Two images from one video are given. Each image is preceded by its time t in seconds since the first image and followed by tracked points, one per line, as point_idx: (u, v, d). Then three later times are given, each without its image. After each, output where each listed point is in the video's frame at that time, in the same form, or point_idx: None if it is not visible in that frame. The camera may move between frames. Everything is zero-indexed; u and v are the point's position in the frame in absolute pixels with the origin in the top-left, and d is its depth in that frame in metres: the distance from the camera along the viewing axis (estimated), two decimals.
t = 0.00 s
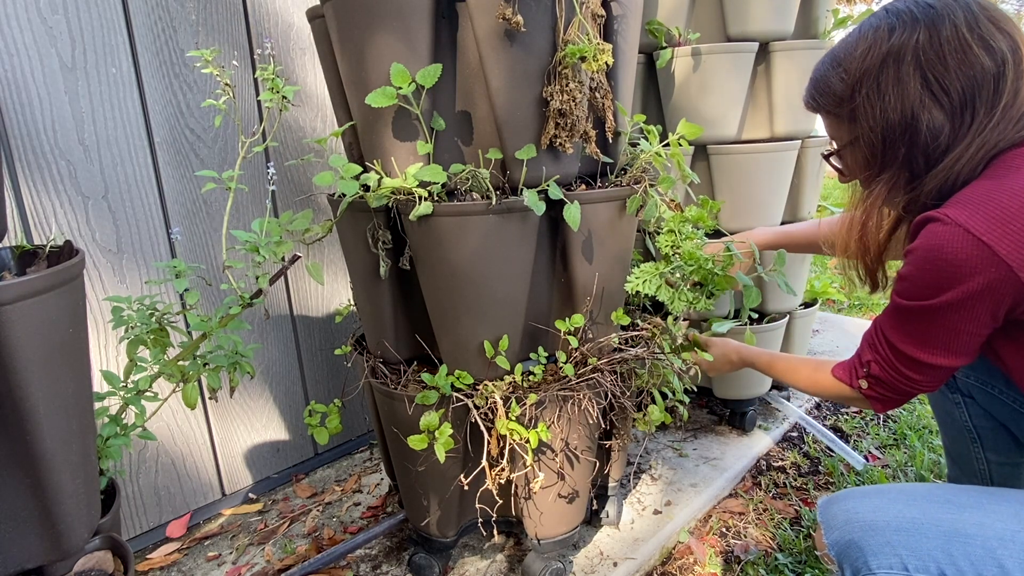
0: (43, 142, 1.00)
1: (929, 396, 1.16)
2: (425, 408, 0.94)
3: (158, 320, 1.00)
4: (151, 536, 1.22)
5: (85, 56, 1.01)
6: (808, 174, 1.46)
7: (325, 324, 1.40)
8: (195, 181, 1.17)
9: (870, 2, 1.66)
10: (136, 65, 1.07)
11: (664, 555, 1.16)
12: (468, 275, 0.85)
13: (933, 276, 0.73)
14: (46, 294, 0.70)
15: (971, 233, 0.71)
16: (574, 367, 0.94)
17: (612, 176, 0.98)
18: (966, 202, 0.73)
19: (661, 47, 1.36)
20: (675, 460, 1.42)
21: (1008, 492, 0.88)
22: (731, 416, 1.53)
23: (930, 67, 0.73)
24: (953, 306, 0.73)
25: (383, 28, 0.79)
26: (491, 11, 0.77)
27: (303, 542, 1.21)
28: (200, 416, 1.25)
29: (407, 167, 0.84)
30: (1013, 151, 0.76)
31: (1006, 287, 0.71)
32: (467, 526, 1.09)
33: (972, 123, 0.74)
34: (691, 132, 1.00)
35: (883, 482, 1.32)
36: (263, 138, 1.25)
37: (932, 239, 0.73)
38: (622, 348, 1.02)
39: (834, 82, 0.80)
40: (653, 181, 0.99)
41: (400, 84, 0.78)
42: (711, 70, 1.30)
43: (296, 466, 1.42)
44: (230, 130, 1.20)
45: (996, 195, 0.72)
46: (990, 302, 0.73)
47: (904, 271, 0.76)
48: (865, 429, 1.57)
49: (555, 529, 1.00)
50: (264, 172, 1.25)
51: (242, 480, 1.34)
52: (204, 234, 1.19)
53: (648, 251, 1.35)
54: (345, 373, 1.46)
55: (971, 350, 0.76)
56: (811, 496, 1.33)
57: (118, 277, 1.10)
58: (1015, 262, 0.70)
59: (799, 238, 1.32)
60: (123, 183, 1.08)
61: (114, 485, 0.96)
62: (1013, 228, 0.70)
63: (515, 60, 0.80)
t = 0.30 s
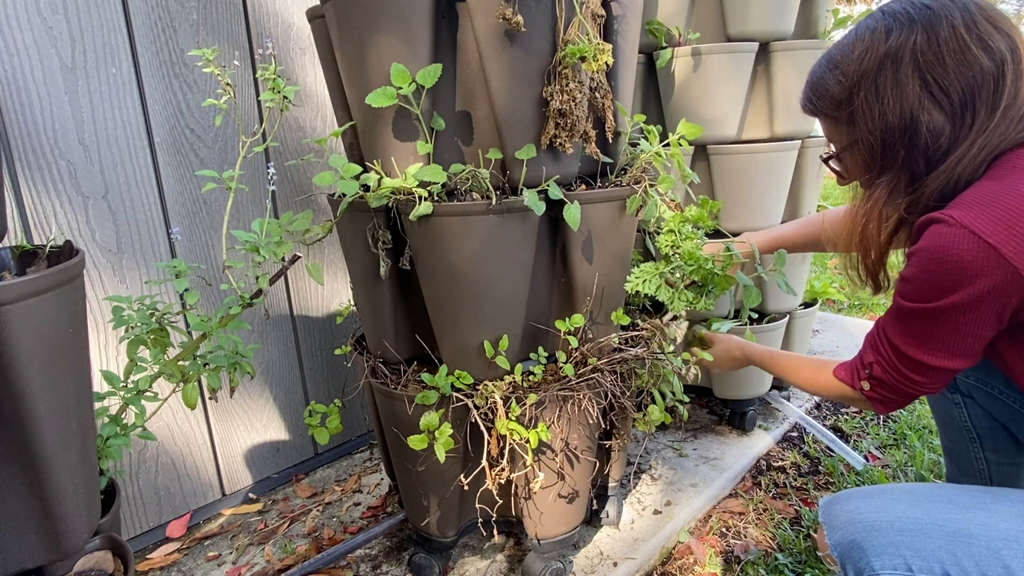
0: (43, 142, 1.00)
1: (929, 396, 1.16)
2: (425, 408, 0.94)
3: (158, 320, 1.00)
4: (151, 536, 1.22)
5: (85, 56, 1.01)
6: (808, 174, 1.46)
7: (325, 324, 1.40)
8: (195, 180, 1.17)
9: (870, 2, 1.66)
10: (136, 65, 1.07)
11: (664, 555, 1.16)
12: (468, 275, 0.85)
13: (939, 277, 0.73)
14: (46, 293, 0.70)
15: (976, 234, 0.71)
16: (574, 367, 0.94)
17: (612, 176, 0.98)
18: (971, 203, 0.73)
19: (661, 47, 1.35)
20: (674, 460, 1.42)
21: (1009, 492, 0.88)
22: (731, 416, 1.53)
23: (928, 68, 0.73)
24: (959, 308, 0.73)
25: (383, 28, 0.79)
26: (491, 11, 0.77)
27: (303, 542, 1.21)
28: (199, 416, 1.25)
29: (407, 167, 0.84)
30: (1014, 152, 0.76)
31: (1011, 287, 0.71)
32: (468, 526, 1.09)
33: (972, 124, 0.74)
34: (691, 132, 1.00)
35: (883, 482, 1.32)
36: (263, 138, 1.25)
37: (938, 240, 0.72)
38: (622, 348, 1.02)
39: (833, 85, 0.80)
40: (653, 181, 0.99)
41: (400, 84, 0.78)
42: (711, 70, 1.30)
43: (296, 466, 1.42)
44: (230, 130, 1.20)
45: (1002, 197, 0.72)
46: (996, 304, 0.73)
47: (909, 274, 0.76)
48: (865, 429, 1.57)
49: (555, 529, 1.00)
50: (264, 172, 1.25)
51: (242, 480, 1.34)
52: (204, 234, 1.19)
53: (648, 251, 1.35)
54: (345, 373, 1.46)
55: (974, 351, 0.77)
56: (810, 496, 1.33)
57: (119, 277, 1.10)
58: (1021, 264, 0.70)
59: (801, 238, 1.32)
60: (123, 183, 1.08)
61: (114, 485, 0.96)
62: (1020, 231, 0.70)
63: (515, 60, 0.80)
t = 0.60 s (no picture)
0: (43, 142, 1.00)
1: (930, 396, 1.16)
2: (425, 409, 0.94)
3: (158, 320, 1.00)
4: (151, 536, 1.22)
5: (86, 56, 1.01)
6: (808, 174, 1.46)
7: (325, 324, 1.40)
8: (195, 181, 1.16)
9: (870, 2, 1.66)
10: (136, 65, 1.07)
11: (664, 555, 1.16)
12: (469, 275, 0.85)
13: (955, 284, 0.72)
14: (46, 293, 0.70)
15: (983, 237, 0.71)
16: (574, 367, 0.94)
17: (612, 176, 0.98)
18: (974, 206, 0.73)
19: (661, 48, 1.35)
20: (674, 460, 1.42)
21: (1009, 492, 0.88)
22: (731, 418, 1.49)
23: (931, 69, 0.73)
24: (987, 318, 0.71)
25: (383, 28, 0.79)
26: (491, 11, 0.77)
27: (303, 542, 1.21)
28: (200, 416, 1.25)
29: (407, 167, 0.84)
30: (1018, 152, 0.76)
31: None
32: (467, 526, 1.09)
33: (977, 124, 0.74)
34: (691, 132, 1.00)
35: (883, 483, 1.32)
36: (263, 138, 1.25)
37: (945, 246, 0.72)
38: (622, 348, 1.02)
39: (834, 88, 0.80)
40: (653, 181, 0.99)
41: (400, 84, 0.78)
42: (711, 70, 1.30)
43: (296, 466, 1.42)
44: (230, 130, 1.20)
45: (1004, 199, 0.72)
46: None
47: (931, 289, 0.75)
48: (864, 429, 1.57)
49: (555, 529, 1.00)
50: (264, 172, 1.25)
51: (242, 479, 1.34)
52: (204, 234, 1.19)
53: (648, 251, 1.35)
54: (345, 373, 1.46)
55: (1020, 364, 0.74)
56: (810, 496, 1.33)
57: (119, 278, 1.10)
58: None
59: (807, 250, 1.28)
60: (123, 182, 1.08)
61: (114, 485, 0.96)
62: None
63: (515, 60, 0.80)
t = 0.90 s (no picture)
0: (43, 142, 1.00)
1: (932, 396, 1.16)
2: (425, 409, 0.94)
3: (158, 320, 1.00)
4: (151, 536, 1.22)
5: (85, 56, 1.01)
6: (808, 174, 1.46)
7: (325, 324, 1.40)
8: (195, 181, 1.16)
9: (870, 2, 1.66)
10: (136, 65, 1.07)
11: (664, 555, 1.16)
12: (468, 275, 0.85)
13: (937, 292, 0.73)
14: (46, 293, 0.70)
15: (973, 249, 0.71)
16: (574, 367, 0.94)
17: (612, 176, 0.98)
18: (970, 215, 0.73)
19: (661, 48, 1.35)
20: (674, 460, 1.42)
21: (1011, 491, 0.88)
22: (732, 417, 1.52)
23: (932, 74, 0.73)
24: (953, 322, 0.73)
25: (383, 28, 0.79)
26: (491, 11, 0.77)
27: (303, 542, 1.21)
28: (199, 416, 1.25)
29: (407, 167, 0.84)
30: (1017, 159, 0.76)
31: (1008, 301, 0.71)
32: (467, 526, 1.09)
33: (978, 128, 0.74)
34: (691, 132, 1.00)
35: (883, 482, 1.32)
36: (263, 138, 1.25)
37: (936, 254, 0.72)
38: (622, 348, 1.02)
39: (835, 92, 0.80)
40: (653, 181, 0.99)
41: (400, 84, 0.78)
42: (711, 70, 1.30)
43: (296, 466, 1.42)
44: (231, 130, 1.20)
45: (999, 211, 0.72)
46: (992, 319, 0.73)
47: (908, 284, 0.75)
48: (865, 429, 1.57)
49: (555, 529, 1.00)
50: (264, 172, 1.25)
51: (242, 479, 1.34)
52: (204, 234, 1.19)
53: (648, 251, 1.35)
54: (345, 373, 1.46)
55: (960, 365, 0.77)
56: (811, 496, 1.33)
57: (118, 277, 1.10)
58: (1018, 278, 0.70)
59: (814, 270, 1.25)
60: (123, 183, 1.08)
61: (114, 485, 0.96)
62: (1017, 245, 0.70)
63: (515, 60, 0.80)
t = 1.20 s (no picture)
0: (43, 142, 1.00)
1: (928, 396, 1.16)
2: (425, 408, 0.94)
3: (158, 320, 1.00)
4: (151, 536, 1.22)
5: (85, 56, 1.01)
6: (808, 174, 1.46)
7: (325, 324, 1.40)
8: (195, 180, 1.16)
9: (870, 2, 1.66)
10: (136, 65, 1.07)
11: (664, 555, 1.16)
12: (468, 275, 0.85)
13: (933, 289, 0.72)
14: (46, 293, 0.70)
15: (970, 246, 0.71)
16: (574, 367, 0.94)
17: (612, 176, 0.98)
18: (965, 213, 0.73)
19: (661, 47, 1.35)
20: (674, 460, 1.42)
21: (1010, 491, 0.88)
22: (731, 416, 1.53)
23: (927, 72, 0.73)
24: (950, 320, 0.73)
25: (383, 28, 0.79)
26: (491, 11, 0.77)
27: (303, 542, 1.21)
28: (200, 416, 1.25)
29: (407, 167, 0.84)
30: (1010, 158, 0.76)
31: (1005, 297, 0.72)
32: (467, 526, 1.09)
33: (971, 126, 0.74)
34: (691, 132, 1.00)
35: (883, 483, 1.32)
36: (263, 138, 1.25)
37: (931, 252, 0.73)
38: (622, 348, 1.02)
39: (830, 90, 0.80)
40: (653, 182, 0.99)
41: (400, 84, 0.78)
42: (711, 69, 1.30)
43: (296, 466, 1.42)
44: (230, 130, 1.20)
45: (994, 209, 0.72)
46: (989, 314, 0.73)
47: (904, 283, 0.75)
48: (864, 429, 1.57)
49: (555, 529, 1.00)
50: (263, 172, 1.25)
51: (243, 479, 1.34)
52: (204, 234, 1.19)
53: (648, 251, 1.35)
54: (345, 373, 1.46)
55: (960, 361, 0.77)
56: (810, 496, 1.33)
57: (118, 277, 1.10)
58: (1014, 274, 0.70)
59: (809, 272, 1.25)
60: (122, 183, 1.08)
61: (114, 485, 0.96)
62: (1012, 242, 0.70)
63: (515, 60, 0.80)
